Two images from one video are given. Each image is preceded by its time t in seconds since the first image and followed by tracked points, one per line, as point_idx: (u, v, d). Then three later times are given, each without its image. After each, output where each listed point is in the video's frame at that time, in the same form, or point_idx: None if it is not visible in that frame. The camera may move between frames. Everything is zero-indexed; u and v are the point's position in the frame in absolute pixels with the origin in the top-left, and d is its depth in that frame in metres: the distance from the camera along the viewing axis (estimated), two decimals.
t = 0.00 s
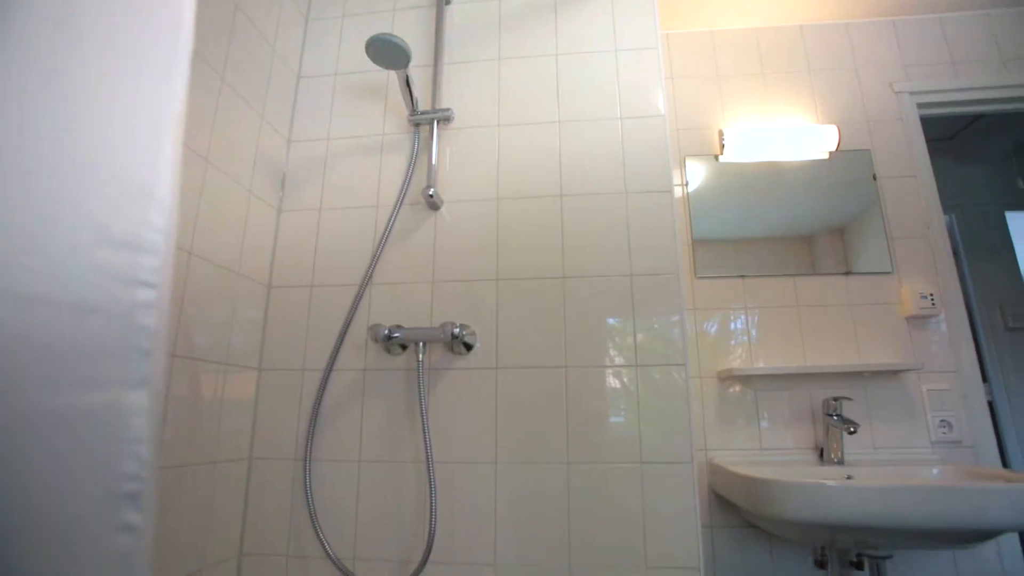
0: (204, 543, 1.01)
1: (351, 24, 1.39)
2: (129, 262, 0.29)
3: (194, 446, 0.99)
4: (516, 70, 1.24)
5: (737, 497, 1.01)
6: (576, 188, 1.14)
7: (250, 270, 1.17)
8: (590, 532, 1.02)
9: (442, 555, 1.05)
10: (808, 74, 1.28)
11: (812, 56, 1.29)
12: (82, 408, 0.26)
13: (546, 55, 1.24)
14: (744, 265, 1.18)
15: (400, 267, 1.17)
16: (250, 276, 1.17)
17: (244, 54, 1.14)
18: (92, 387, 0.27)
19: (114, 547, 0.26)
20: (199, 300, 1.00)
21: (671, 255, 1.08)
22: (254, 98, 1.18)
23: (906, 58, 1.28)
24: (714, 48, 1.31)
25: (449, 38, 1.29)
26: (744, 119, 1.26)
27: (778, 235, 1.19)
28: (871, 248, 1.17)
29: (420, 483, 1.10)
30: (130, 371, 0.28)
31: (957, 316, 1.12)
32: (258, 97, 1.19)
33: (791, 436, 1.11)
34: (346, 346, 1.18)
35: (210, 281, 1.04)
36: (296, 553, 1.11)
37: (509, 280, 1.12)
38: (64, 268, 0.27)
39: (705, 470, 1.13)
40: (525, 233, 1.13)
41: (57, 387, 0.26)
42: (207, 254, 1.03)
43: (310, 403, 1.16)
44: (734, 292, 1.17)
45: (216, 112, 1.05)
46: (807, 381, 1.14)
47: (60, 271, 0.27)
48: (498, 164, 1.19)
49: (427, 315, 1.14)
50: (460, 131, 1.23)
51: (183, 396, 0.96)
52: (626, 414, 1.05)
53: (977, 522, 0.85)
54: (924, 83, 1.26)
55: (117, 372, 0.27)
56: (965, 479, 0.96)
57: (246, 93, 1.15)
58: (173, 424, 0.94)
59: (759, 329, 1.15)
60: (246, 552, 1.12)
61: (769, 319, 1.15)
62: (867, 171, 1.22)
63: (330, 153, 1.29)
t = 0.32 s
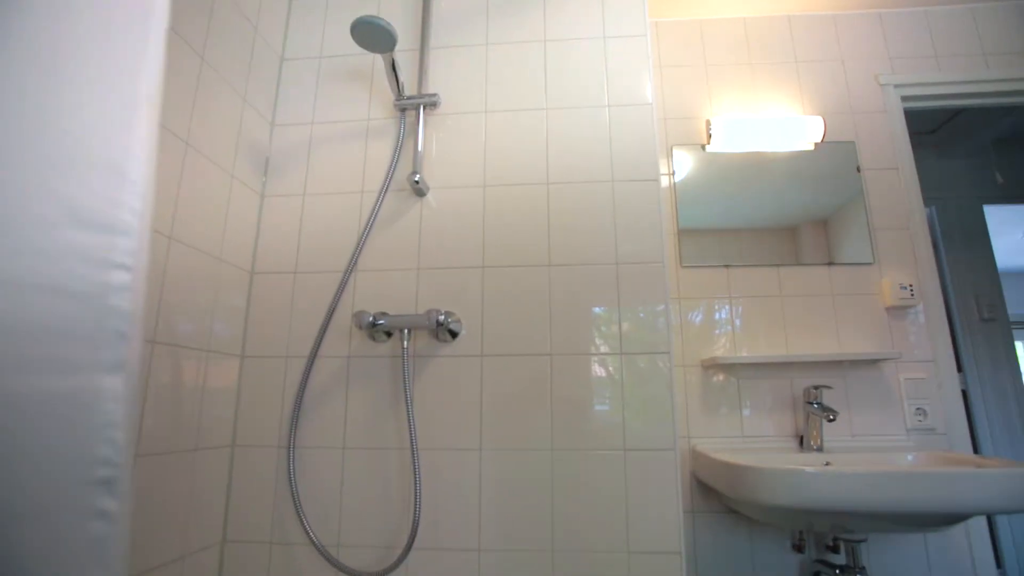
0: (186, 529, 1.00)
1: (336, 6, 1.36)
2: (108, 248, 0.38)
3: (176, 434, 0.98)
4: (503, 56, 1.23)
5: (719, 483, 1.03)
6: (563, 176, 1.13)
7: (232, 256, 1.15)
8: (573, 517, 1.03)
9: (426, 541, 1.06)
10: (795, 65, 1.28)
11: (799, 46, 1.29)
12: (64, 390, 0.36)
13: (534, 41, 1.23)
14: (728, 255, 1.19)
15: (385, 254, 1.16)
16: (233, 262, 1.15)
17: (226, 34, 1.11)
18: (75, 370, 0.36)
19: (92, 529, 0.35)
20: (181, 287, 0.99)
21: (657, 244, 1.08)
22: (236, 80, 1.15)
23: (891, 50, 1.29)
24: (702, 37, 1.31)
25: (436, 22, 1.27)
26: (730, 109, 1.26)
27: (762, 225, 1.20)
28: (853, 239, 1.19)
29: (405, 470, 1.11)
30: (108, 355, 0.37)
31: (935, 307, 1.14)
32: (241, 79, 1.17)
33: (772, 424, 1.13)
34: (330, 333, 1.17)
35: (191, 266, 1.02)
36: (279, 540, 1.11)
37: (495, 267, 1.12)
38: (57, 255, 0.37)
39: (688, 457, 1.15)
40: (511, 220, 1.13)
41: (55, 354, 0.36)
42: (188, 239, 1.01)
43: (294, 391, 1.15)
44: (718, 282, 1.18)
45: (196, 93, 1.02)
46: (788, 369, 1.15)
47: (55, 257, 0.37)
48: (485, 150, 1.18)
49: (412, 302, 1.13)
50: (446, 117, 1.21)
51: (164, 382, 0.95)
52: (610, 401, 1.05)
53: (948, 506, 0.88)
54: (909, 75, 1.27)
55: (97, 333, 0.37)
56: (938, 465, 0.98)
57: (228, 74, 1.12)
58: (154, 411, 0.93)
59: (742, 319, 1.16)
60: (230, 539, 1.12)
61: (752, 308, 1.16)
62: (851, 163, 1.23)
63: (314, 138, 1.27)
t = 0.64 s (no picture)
0: (162, 517, 0.99)
1: None
2: (71, 238, 0.42)
3: (151, 422, 0.96)
4: (487, 41, 1.22)
5: (697, 470, 1.04)
6: (546, 164, 1.13)
7: (209, 241, 1.13)
8: (552, 504, 1.04)
9: (406, 527, 1.06)
10: (778, 57, 1.29)
11: (782, 39, 1.30)
12: (33, 374, 0.39)
13: (519, 26, 1.21)
14: (709, 245, 1.20)
15: (366, 241, 1.15)
16: (210, 247, 1.13)
17: (201, 12, 1.08)
18: (44, 353, 0.40)
19: (61, 516, 0.39)
20: (155, 272, 0.97)
21: (639, 233, 1.08)
22: (212, 59, 1.12)
23: (872, 45, 1.30)
24: (687, 27, 1.31)
25: (418, 5, 1.25)
26: (714, 100, 1.26)
27: (743, 216, 1.22)
28: (832, 232, 1.21)
29: (385, 458, 1.10)
30: (77, 340, 0.42)
31: (908, 298, 1.17)
32: (217, 59, 1.14)
33: (750, 412, 1.14)
34: (310, 320, 1.16)
35: (166, 251, 0.99)
36: (258, 528, 1.10)
37: (477, 255, 1.11)
38: (24, 236, 0.40)
39: (667, 444, 1.16)
40: (494, 207, 1.12)
41: (24, 337, 0.39)
42: (163, 223, 0.98)
43: (273, 378, 1.14)
44: (699, 272, 1.19)
45: (170, 72, 0.99)
46: (766, 359, 1.17)
47: (23, 241, 0.40)
48: (468, 137, 1.16)
49: (393, 289, 1.12)
50: (429, 103, 1.20)
51: (138, 369, 0.93)
52: (590, 389, 1.06)
53: (914, 490, 0.91)
54: (888, 70, 1.28)
55: (66, 317, 0.41)
56: (906, 452, 1.01)
57: (203, 53, 1.09)
58: (128, 400, 0.91)
59: (722, 309, 1.17)
60: (207, 527, 1.11)
61: (732, 298, 1.18)
62: (831, 156, 1.24)
63: (294, 121, 1.24)
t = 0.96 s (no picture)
0: (134, 505, 0.98)
1: None
2: (31, 216, 0.43)
3: (123, 409, 0.94)
4: (469, 25, 1.20)
5: (673, 456, 1.06)
6: (527, 150, 1.12)
7: (183, 225, 1.10)
8: (530, 489, 1.05)
9: (384, 513, 1.06)
10: (760, 48, 1.29)
11: (764, 30, 1.30)
12: None
13: (501, 11, 1.20)
14: (689, 235, 1.21)
15: (345, 226, 1.14)
16: (183, 231, 1.10)
17: None
18: None
19: (19, 505, 0.40)
20: (126, 257, 0.94)
21: (619, 221, 1.09)
22: (184, 37, 1.08)
23: (851, 38, 1.32)
24: (671, 16, 1.31)
25: None
26: (695, 90, 1.27)
27: (723, 206, 1.23)
28: (809, 223, 1.22)
29: (364, 444, 1.10)
30: (38, 323, 0.43)
31: (881, 288, 1.19)
32: (189, 36, 1.10)
33: (726, 399, 1.16)
34: (287, 307, 1.14)
35: (138, 234, 0.97)
36: (234, 515, 1.09)
37: (457, 242, 1.10)
38: None
39: (644, 431, 1.17)
40: (475, 194, 1.12)
41: None
42: (134, 205, 0.96)
43: (249, 365, 1.12)
44: (678, 260, 1.20)
45: (139, 50, 0.96)
46: (743, 347, 1.18)
47: None
48: (449, 122, 1.15)
49: (372, 275, 1.11)
50: (410, 87, 1.18)
51: (108, 354, 0.91)
52: (570, 376, 1.07)
53: (880, 474, 0.93)
54: (867, 64, 1.30)
55: (24, 297, 0.42)
56: (874, 437, 1.04)
57: (175, 30, 1.05)
58: (98, 387, 0.89)
59: (701, 298, 1.18)
60: (181, 515, 1.09)
61: (710, 287, 1.19)
62: (809, 147, 1.25)
63: (270, 103, 1.21)
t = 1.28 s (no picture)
0: (96, 492, 0.95)
1: None
2: None
3: (82, 394, 0.91)
4: (445, 3, 1.17)
5: (644, 440, 1.07)
6: (503, 134, 1.12)
7: (146, 204, 1.06)
8: (503, 473, 1.05)
9: (356, 497, 1.06)
10: (736, 37, 1.30)
11: (741, 19, 1.31)
12: None
13: None
14: (663, 221, 1.22)
15: (317, 207, 1.12)
16: (146, 211, 1.06)
17: None
18: None
19: None
20: (85, 238, 0.91)
21: (593, 207, 1.09)
22: (145, 6, 1.04)
23: (824, 30, 1.33)
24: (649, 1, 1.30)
25: None
26: (672, 77, 1.27)
27: (697, 194, 1.24)
28: (780, 211, 1.24)
29: (335, 429, 1.10)
30: None
31: (847, 277, 1.22)
32: (150, 6, 1.05)
33: (698, 384, 1.17)
34: (257, 290, 1.12)
35: (97, 213, 0.93)
36: (201, 501, 1.07)
37: (431, 225, 1.09)
38: None
39: (617, 415, 1.18)
40: (449, 178, 1.11)
41: None
42: (93, 183, 0.92)
43: (217, 349, 1.10)
44: (652, 247, 1.21)
45: (96, 19, 0.91)
46: (715, 333, 1.19)
47: None
48: (424, 103, 1.14)
49: (344, 258, 1.10)
50: (384, 66, 1.16)
51: (66, 338, 0.88)
52: (544, 362, 1.07)
53: (841, 456, 0.97)
54: (840, 56, 1.32)
55: None
56: (838, 421, 1.07)
57: None
58: (55, 372, 0.86)
59: (675, 286, 1.19)
60: (146, 503, 1.07)
61: (683, 274, 1.20)
62: (782, 137, 1.27)
63: (238, 79, 1.17)
